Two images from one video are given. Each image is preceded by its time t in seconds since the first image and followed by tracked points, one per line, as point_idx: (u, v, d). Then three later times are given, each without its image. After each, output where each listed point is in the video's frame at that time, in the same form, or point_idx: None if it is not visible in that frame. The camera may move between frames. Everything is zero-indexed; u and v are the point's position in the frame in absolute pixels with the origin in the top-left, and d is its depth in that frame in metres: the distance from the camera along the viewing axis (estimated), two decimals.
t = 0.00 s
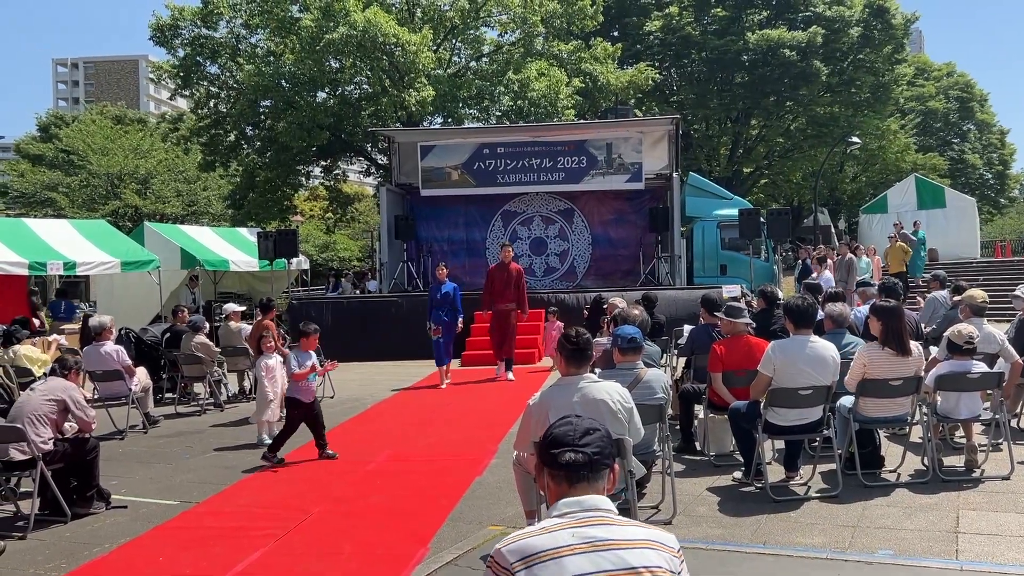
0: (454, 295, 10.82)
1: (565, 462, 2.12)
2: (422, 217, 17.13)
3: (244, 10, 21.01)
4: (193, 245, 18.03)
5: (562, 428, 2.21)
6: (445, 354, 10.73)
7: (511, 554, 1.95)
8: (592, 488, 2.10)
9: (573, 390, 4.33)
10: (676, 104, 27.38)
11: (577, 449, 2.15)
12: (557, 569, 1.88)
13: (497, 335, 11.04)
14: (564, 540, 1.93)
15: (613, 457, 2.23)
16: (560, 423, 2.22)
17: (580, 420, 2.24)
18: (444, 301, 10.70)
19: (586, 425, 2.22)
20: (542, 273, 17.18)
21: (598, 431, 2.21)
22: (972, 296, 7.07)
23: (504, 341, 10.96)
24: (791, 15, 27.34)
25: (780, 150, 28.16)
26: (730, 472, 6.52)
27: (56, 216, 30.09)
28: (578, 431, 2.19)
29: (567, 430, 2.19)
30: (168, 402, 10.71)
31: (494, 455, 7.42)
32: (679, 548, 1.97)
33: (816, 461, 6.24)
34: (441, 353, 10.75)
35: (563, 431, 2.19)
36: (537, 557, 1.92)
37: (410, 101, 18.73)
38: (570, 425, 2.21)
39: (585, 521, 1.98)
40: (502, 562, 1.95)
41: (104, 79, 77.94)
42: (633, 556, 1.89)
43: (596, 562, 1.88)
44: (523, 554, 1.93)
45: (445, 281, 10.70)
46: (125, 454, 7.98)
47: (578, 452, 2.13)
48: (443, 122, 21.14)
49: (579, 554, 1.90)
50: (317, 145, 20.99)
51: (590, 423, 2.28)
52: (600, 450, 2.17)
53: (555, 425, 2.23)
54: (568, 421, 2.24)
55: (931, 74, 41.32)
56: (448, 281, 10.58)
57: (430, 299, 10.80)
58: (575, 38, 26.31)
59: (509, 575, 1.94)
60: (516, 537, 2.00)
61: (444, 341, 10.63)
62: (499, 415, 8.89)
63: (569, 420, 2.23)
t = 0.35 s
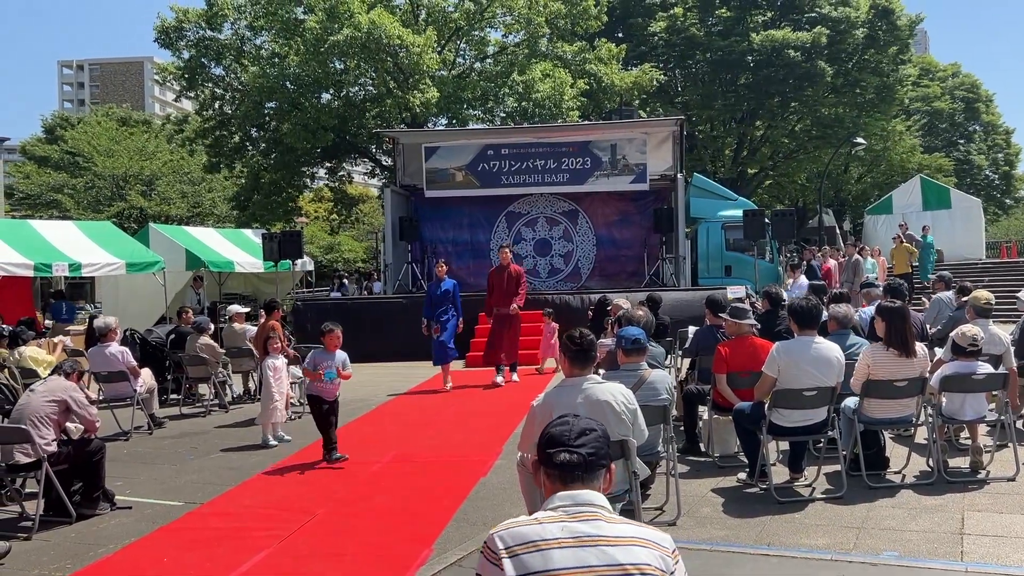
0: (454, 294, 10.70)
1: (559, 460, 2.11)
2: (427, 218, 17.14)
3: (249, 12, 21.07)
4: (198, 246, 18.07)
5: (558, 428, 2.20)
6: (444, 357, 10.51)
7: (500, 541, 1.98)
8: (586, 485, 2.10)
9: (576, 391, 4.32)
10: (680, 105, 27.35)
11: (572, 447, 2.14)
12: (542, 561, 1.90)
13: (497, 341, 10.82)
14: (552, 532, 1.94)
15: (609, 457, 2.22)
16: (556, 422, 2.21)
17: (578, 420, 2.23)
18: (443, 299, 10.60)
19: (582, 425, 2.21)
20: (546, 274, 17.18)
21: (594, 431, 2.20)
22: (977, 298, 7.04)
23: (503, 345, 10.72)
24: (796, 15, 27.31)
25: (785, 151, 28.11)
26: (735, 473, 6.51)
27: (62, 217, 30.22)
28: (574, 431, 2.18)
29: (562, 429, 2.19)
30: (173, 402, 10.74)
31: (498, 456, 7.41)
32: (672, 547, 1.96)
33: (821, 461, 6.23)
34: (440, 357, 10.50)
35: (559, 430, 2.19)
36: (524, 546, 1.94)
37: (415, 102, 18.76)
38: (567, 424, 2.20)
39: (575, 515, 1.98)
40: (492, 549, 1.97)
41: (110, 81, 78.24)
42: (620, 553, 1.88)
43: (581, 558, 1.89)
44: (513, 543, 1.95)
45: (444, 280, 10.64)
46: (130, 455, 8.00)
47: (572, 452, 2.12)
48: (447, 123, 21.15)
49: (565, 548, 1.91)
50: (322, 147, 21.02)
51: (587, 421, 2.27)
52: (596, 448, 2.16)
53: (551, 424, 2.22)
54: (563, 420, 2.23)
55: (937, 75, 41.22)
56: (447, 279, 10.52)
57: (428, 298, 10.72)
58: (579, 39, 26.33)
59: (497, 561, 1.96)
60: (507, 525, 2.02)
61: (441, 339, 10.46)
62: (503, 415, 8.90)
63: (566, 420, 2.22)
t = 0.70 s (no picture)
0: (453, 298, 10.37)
1: (571, 463, 2.13)
2: (432, 219, 17.14)
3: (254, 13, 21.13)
4: (204, 247, 18.10)
5: (574, 430, 2.21)
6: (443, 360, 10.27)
7: (501, 541, 1.98)
8: (596, 490, 2.11)
9: (582, 392, 4.32)
10: (685, 105, 27.30)
11: (585, 453, 2.15)
12: (539, 560, 1.90)
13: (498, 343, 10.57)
14: (552, 534, 1.94)
15: (622, 463, 2.23)
16: (572, 424, 2.23)
17: (595, 423, 2.25)
18: (440, 305, 10.25)
19: (599, 428, 2.22)
20: (551, 274, 17.18)
21: (612, 436, 2.22)
22: (983, 299, 7.02)
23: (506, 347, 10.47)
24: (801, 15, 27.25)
25: (791, 151, 28.03)
26: (740, 475, 6.49)
27: (68, 218, 30.32)
28: (590, 436, 2.19)
29: (579, 430, 2.20)
30: (178, 403, 10.76)
31: (502, 456, 7.41)
32: (675, 555, 1.95)
33: (827, 463, 6.23)
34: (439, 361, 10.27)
35: (575, 433, 2.20)
36: (523, 547, 1.94)
37: (420, 103, 18.78)
38: (583, 427, 2.22)
39: (579, 518, 1.99)
40: (492, 548, 1.97)
41: (117, 81, 78.47)
42: (618, 557, 1.88)
43: (579, 559, 1.88)
44: (510, 543, 1.96)
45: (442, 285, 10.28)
46: (136, 455, 8.02)
47: (586, 457, 2.14)
48: (452, 124, 21.16)
49: (565, 550, 1.90)
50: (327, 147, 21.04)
51: (603, 424, 2.28)
52: (610, 454, 2.17)
53: (566, 426, 2.24)
54: (581, 422, 2.24)
55: (943, 75, 41.12)
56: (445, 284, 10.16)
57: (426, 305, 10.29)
58: (584, 39, 26.32)
59: (496, 561, 1.96)
60: (509, 524, 2.02)
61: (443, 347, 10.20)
62: (508, 416, 8.90)
63: (582, 422, 2.24)
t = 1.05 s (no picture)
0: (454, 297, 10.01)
1: (608, 473, 2.12)
2: (440, 218, 17.16)
3: (262, 13, 21.18)
4: (213, 246, 18.15)
5: (611, 435, 2.19)
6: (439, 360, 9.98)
7: (530, 546, 2.03)
8: (631, 500, 2.12)
9: (590, 391, 4.33)
10: (694, 104, 27.25)
11: (622, 461, 2.14)
12: (568, 569, 1.95)
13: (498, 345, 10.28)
14: (583, 543, 1.98)
15: (657, 469, 2.23)
16: (610, 428, 2.21)
17: (632, 426, 2.23)
18: (442, 302, 9.99)
19: (637, 434, 2.20)
20: (559, 274, 17.18)
21: (650, 441, 2.20)
22: (993, 299, 6.98)
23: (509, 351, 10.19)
24: (811, 14, 27.16)
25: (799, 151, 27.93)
26: (749, 475, 6.49)
27: (77, 217, 30.44)
28: (628, 443, 2.18)
29: (617, 436, 2.18)
30: (187, 401, 10.80)
31: (510, 456, 7.41)
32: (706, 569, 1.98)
33: (835, 463, 6.21)
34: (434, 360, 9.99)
35: (613, 438, 2.18)
36: (553, 554, 1.98)
37: (429, 103, 18.77)
38: (621, 433, 2.20)
39: (612, 529, 2.02)
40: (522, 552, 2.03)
41: (126, 81, 78.75)
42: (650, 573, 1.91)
43: (610, 572, 1.92)
44: (540, 549, 2.00)
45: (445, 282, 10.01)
46: (146, 453, 8.06)
47: (622, 467, 2.13)
48: (460, 123, 21.16)
49: (596, 560, 1.95)
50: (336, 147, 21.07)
51: (642, 426, 2.26)
52: (647, 462, 2.17)
53: (603, 429, 2.22)
54: (617, 427, 2.22)
55: (953, 74, 40.93)
56: (447, 281, 9.92)
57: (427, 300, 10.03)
58: (593, 38, 26.32)
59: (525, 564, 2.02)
60: (541, 527, 2.07)
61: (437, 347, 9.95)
62: (515, 416, 8.90)
63: (619, 426, 2.22)
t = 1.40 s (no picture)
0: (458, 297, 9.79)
1: (637, 481, 2.12)
2: (452, 216, 17.18)
3: (275, 11, 21.25)
4: (226, 243, 18.23)
5: (640, 442, 2.16)
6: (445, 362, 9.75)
7: (553, 550, 2.07)
8: (659, 506, 2.13)
9: (602, 389, 4.32)
10: (706, 102, 27.19)
11: (653, 469, 2.13)
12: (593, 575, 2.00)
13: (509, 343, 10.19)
14: (607, 551, 2.03)
15: (685, 471, 2.22)
16: (638, 434, 2.17)
17: (660, 432, 2.20)
18: (448, 303, 9.74)
19: (666, 440, 2.18)
20: (570, 272, 17.17)
21: (678, 447, 2.18)
22: (1008, 298, 6.93)
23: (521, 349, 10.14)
24: (823, 12, 27.06)
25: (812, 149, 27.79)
26: (761, 473, 6.47)
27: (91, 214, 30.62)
28: (658, 450, 2.16)
29: (646, 444, 2.15)
30: (200, 397, 10.85)
31: (522, 453, 7.42)
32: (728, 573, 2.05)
33: (847, 462, 6.20)
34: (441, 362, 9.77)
35: (642, 446, 2.15)
36: (577, 561, 2.03)
37: (440, 101, 18.79)
38: (650, 439, 2.17)
39: (638, 535, 2.06)
40: (545, 556, 2.07)
41: (139, 80, 79.19)
42: None
43: None
44: (564, 554, 2.05)
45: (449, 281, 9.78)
46: (159, 449, 8.11)
47: (652, 476, 2.12)
48: (472, 121, 21.17)
49: (622, 567, 2.00)
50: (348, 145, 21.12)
51: (669, 430, 2.23)
52: (676, 468, 2.16)
53: (631, 434, 2.19)
54: (645, 433, 2.19)
55: (966, 72, 40.68)
56: (453, 281, 9.68)
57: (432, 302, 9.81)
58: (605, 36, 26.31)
59: (548, 568, 2.07)
60: (564, 532, 2.11)
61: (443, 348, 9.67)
62: (526, 413, 8.90)
63: (648, 432, 2.18)
